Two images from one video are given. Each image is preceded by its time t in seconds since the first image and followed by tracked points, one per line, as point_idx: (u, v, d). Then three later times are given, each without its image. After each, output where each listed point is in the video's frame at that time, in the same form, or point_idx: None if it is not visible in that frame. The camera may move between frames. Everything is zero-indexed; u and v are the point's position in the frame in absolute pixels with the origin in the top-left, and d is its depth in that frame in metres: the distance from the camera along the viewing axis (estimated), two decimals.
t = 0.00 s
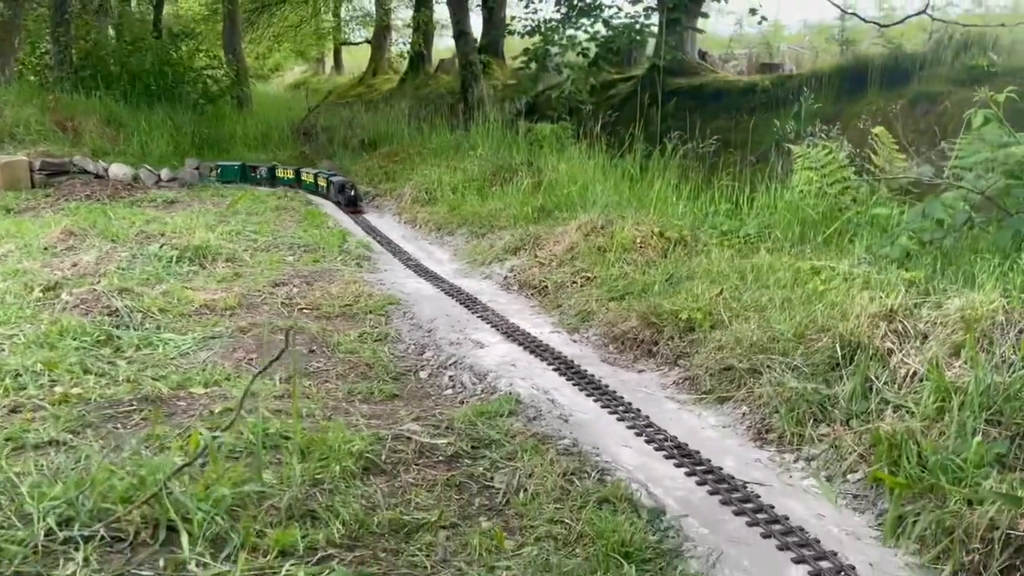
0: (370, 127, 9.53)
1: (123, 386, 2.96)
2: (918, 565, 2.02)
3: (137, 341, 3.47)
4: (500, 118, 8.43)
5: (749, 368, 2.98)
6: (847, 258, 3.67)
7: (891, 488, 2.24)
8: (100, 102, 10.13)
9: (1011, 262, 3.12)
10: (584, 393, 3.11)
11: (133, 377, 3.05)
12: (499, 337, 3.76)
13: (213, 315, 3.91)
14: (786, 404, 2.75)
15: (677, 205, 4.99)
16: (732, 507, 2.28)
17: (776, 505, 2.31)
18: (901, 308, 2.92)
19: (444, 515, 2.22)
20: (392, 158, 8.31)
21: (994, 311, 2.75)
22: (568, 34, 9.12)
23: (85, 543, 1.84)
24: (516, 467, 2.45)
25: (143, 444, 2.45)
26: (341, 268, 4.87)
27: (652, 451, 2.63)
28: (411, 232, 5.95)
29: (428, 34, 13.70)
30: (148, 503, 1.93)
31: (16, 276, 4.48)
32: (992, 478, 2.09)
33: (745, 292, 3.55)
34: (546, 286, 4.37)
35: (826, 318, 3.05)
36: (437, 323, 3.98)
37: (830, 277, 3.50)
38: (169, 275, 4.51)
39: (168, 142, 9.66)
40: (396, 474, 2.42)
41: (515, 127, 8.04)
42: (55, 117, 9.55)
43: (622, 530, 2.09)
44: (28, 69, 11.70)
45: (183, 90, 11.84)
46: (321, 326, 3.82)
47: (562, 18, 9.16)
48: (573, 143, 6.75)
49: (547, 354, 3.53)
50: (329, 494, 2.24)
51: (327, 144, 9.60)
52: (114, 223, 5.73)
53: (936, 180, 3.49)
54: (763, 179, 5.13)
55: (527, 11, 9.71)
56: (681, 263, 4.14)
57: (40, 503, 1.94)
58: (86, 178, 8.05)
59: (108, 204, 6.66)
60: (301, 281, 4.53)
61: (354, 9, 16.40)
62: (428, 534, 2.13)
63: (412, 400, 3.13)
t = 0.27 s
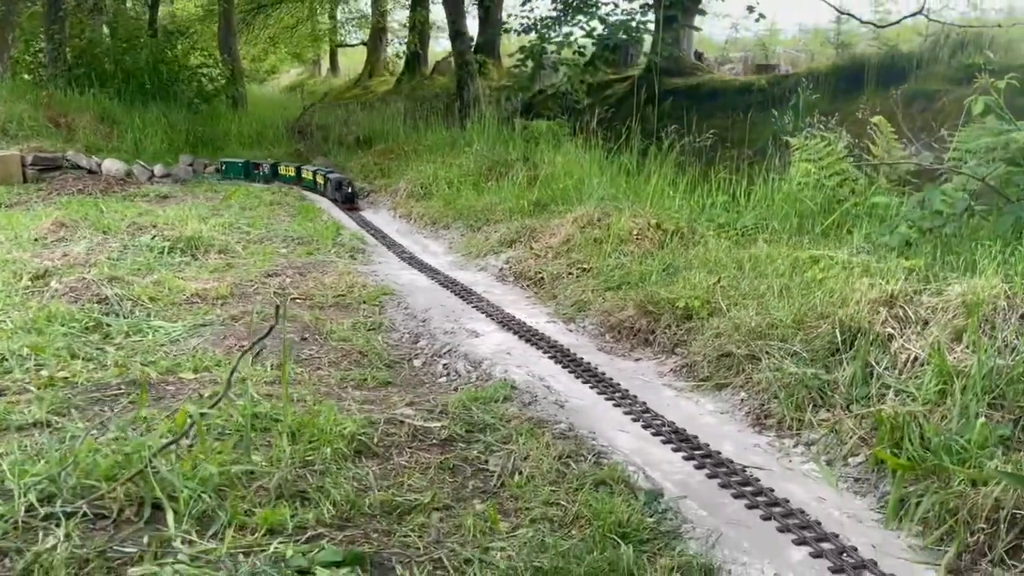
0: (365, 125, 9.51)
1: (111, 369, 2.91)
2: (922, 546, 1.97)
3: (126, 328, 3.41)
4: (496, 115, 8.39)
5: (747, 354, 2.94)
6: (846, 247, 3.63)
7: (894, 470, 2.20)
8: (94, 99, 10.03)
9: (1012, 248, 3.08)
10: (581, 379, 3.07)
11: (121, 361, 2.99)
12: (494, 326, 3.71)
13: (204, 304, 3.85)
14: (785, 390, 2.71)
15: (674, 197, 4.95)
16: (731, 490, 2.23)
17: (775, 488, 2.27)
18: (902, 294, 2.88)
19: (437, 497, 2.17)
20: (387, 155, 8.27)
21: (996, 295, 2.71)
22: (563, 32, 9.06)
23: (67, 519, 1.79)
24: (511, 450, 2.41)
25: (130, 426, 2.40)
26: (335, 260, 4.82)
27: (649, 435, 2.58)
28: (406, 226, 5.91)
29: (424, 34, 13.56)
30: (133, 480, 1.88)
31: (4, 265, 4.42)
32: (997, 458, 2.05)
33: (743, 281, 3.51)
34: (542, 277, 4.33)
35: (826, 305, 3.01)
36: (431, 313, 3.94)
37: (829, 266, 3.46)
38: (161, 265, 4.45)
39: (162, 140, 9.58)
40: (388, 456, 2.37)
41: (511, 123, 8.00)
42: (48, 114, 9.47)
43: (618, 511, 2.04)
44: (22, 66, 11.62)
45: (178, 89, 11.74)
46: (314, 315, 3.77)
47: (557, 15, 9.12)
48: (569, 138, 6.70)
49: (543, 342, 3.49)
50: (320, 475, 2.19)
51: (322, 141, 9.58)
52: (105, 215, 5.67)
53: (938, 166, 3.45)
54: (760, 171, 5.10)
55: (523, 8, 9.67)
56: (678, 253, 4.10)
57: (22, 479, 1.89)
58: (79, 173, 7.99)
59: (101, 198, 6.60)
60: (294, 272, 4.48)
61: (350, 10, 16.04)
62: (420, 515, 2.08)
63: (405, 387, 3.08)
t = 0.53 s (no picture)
0: (361, 122, 9.47)
1: (99, 353, 2.85)
2: (923, 529, 1.94)
3: (116, 315, 3.35)
4: (492, 110, 8.34)
5: (745, 341, 2.91)
6: (844, 237, 3.60)
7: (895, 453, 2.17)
8: (89, 94, 9.90)
9: (1012, 235, 3.05)
10: (576, 367, 3.03)
11: (110, 345, 2.95)
12: (489, 315, 3.68)
13: (195, 293, 3.80)
14: (784, 377, 2.68)
15: (671, 190, 4.92)
16: (729, 474, 2.20)
17: (774, 472, 2.23)
18: (902, 281, 2.84)
19: (430, 479, 2.13)
20: (383, 151, 8.24)
21: (996, 281, 2.68)
22: (560, 28, 9.05)
23: (50, 496, 1.75)
24: (506, 434, 2.37)
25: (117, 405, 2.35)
26: (329, 251, 4.78)
27: (645, 421, 2.55)
28: (401, 220, 5.88)
29: (421, 32, 13.47)
30: (118, 458, 1.85)
31: None
32: (998, 439, 2.01)
33: (740, 270, 3.48)
34: (537, 268, 4.30)
35: (824, 292, 2.97)
36: (426, 302, 3.90)
37: (828, 255, 3.43)
38: (153, 255, 4.40)
39: (157, 135, 9.48)
40: (381, 439, 2.33)
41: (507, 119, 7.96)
42: (42, 108, 9.32)
43: (614, 493, 2.00)
44: (16, 61, 11.55)
45: (173, 86, 11.61)
46: (307, 304, 3.73)
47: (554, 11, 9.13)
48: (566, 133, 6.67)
49: (538, 331, 3.45)
50: (310, 456, 2.14)
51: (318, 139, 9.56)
52: (98, 206, 5.62)
53: (937, 153, 3.41)
54: (757, 163, 5.07)
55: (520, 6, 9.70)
56: (675, 245, 4.06)
57: (3, 456, 1.85)
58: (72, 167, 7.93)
59: (94, 191, 6.54)
60: (288, 262, 4.44)
61: (348, 11, 15.86)
62: (412, 497, 2.04)
63: (398, 373, 3.04)
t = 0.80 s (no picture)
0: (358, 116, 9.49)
1: (88, 330, 2.82)
2: (922, 504, 1.91)
3: (107, 296, 3.30)
4: (488, 102, 8.30)
5: (742, 322, 2.89)
6: (841, 223, 3.58)
7: (893, 430, 2.15)
8: (84, 86, 9.70)
9: (1011, 217, 3.02)
10: (572, 349, 3.00)
11: (100, 323, 2.90)
12: (484, 300, 3.65)
13: (187, 276, 3.76)
14: (781, 357, 2.65)
15: (668, 180, 4.89)
16: (726, 450, 2.17)
17: (770, 450, 2.20)
18: (900, 263, 2.79)
19: (422, 454, 2.10)
20: (379, 143, 8.22)
21: (996, 262, 2.60)
22: (558, 21, 9.06)
23: (32, 463, 1.71)
24: (500, 411, 2.34)
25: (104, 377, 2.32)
26: (324, 238, 4.74)
27: (641, 400, 2.52)
28: (397, 211, 5.85)
29: (418, 28, 13.39)
30: (103, 426, 1.81)
31: None
32: (998, 414, 1.99)
33: (736, 255, 3.45)
34: (533, 256, 4.27)
35: (822, 274, 2.93)
36: (420, 288, 3.86)
37: (825, 240, 3.40)
38: (145, 240, 4.36)
39: (152, 128, 9.34)
40: (373, 415, 2.30)
41: (504, 112, 7.92)
42: (36, 99, 9.16)
43: (608, 467, 1.97)
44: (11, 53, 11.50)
45: (169, 79, 11.05)
46: (301, 288, 3.69)
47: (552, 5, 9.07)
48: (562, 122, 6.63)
49: (533, 315, 3.42)
50: (300, 430, 2.11)
51: (315, 134, 9.57)
52: (90, 194, 5.58)
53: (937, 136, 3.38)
54: (754, 152, 5.04)
55: None
56: (673, 232, 4.03)
57: None
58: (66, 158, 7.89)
59: (87, 180, 6.50)
60: (282, 248, 4.40)
61: (347, 8, 16.22)
62: (404, 471, 2.01)
63: (391, 355, 3.00)
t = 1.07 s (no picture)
0: (353, 107, 9.61)
1: (79, 309, 2.79)
2: (920, 479, 1.91)
3: (99, 278, 3.27)
4: (486, 93, 8.26)
5: (740, 304, 2.87)
6: (840, 209, 3.56)
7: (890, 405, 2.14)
8: (78, 76, 9.23)
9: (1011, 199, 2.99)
10: (568, 331, 2.98)
11: (91, 303, 2.87)
12: (480, 285, 3.62)
13: (182, 260, 3.73)
14: (778, 337, 2.63)
15: (666, 170, 4.86)
16: (723, 428, 2.15)
17: (768, 427, 2.19)
18: (899, 244, 2.74)
19: (416, 429, 2.07)
20: (376, 136, 8.21)
21: (998, 240, 2.53)
22: (556, 14, 9.04)
23: (18, 430, 1.68)
24: (495, 388, 2.33)
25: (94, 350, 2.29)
26: (319, 226, 4.71)
27: (638, 380, 2.50)
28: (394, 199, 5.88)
29: (416, 22, 13.31)
30: (91, 395, 1.79)
31: None
32: (997, 389, 1.98)
33: (734, 240, 3.43)
34: (530, 243, 4.25)
35: (820, 255, 2.90)
36: (416, 273, 3.83)
37: (823, 225, 3.38)
38: (139, 225, 4.33)
39: (148, 120, 9.10)
40: (367, 391, 2.29)
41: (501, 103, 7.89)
42: (29, 88, 8.74)
43: (604, 441, 1.95)
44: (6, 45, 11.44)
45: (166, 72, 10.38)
46: (296, 272, 3.66)
47: None
48: (560, 111, 6.59)
49: (529, 299, 3.39)
50: (291, 404, 2.09)
51: (311, 125, 9.68)
52: (85, 181, 5.54)
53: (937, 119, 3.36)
54: (752, 141, 5.02)
55: None
56: (671, 218, 4.01)
57: None
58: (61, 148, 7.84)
59: (82, 169, 6.46)
60: (277, 235, 4.37)
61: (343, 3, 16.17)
62: (398, 446, 1.98)
63: (386, 336, 2.96)
